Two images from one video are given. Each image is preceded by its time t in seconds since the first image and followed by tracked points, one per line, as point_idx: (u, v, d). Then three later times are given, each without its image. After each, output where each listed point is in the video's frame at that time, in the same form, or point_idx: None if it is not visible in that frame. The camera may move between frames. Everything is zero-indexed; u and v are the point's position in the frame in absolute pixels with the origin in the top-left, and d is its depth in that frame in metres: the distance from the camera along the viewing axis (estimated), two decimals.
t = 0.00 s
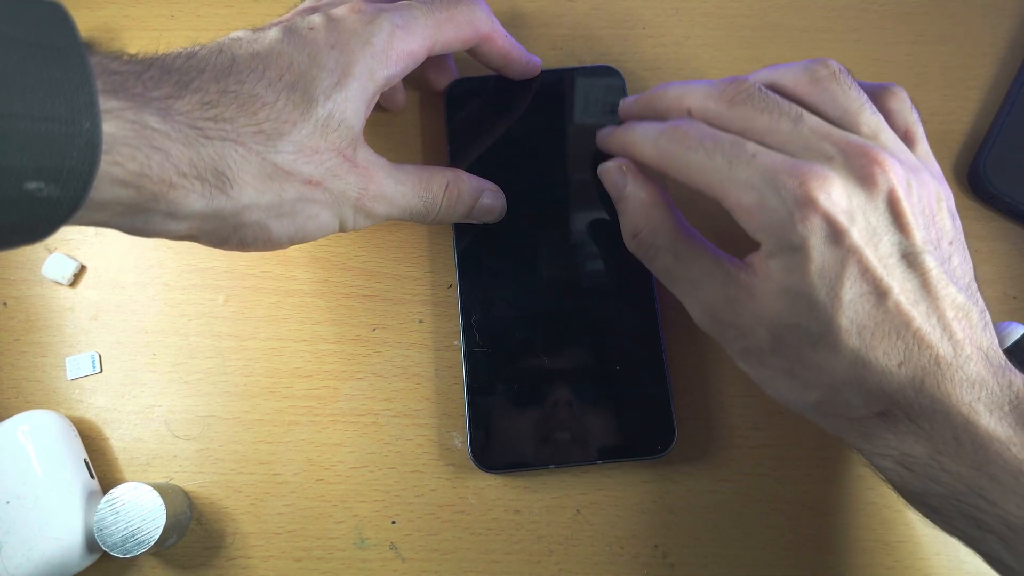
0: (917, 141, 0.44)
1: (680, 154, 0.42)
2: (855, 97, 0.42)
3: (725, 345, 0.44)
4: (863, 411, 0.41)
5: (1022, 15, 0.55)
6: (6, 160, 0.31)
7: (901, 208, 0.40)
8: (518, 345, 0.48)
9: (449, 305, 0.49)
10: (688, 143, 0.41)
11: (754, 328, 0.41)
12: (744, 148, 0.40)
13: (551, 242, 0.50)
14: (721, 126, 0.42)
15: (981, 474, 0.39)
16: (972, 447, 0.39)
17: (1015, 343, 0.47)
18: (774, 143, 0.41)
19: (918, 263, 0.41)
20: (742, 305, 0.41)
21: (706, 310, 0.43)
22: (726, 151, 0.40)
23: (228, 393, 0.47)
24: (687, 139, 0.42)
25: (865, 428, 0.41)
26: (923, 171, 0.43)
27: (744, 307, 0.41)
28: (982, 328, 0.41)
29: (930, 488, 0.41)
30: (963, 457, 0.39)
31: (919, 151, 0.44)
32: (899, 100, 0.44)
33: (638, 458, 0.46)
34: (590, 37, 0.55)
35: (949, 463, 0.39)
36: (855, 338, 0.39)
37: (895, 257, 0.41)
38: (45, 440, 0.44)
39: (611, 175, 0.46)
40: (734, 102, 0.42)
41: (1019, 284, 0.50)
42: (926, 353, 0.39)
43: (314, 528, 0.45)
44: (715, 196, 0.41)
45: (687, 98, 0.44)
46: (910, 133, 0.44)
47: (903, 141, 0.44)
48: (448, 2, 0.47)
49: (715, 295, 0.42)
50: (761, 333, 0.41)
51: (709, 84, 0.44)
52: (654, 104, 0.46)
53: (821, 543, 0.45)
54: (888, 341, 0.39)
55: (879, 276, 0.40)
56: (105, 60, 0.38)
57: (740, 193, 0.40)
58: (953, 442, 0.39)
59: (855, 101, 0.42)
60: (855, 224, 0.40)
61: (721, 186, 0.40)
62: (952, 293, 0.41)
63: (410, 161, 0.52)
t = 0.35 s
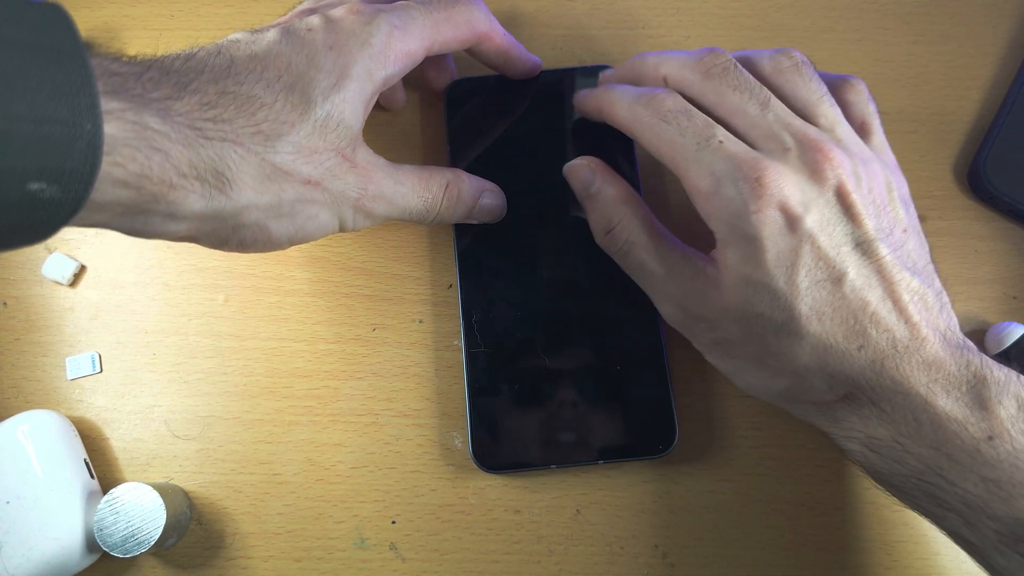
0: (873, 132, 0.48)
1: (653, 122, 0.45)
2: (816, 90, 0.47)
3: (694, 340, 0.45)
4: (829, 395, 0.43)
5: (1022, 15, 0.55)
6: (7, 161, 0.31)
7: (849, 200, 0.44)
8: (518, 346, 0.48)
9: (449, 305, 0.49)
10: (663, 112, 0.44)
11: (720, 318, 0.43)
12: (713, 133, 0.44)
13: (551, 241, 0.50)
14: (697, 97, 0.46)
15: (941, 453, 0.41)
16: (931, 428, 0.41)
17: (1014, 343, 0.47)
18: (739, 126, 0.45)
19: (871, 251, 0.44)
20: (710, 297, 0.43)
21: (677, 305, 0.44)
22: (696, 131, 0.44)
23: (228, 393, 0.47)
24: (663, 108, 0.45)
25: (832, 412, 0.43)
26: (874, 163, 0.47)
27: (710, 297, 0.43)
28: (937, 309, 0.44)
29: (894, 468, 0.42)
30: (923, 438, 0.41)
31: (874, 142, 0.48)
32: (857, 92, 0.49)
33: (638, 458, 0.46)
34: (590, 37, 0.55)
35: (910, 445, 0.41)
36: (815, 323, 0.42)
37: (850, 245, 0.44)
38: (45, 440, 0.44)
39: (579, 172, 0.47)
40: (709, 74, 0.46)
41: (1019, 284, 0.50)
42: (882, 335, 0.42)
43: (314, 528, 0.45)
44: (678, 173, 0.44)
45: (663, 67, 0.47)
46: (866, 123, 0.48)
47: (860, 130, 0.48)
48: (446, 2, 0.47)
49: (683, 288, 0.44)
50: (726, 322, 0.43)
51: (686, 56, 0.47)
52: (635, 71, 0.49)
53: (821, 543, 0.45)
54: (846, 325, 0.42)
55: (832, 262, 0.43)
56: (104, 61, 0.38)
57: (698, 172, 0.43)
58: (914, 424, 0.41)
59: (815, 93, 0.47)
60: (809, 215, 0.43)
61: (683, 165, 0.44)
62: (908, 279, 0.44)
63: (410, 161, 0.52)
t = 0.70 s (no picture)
0: (844, 113, 0.48)
1: (616, 97, 0.45)
2: (782, 68, 0.47)
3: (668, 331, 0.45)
4: (806, 373, 0.43)
5: (1022, 15, 0.55)
6: (13, 153, 0.31)
7: (811, 176, 0.44)
8: (519, 346, 0.48)
9: (449, 305, 0.49)
10: (626, 88, 0.45)
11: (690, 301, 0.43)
12: (675, 112, 0.44)
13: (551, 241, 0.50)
14: (663, 74, 0.46)
15: (923, 430, 0.40)
16: (912, 402, 0.41)
17: (1015, 342, 0.47)
18: (702, 104, 0.45)
19: (839, 226, 0.44)
20: (678, 283, 0.43)
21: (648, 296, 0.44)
22: (659, 108, 0.44)
23: (228, 393, 0.47)
24: (626, 83, 0.45)
25: (812, 393, 0.43)
26: (841, 142, 0.47)
27: (680, 282, 0.43)
28: (913, 282, 0.45)
29: (877, 447, 0.42)
30: (904, 413, 0.41)
31: (844, 122, 0.48)
32: (834, 71, 0.48)
33: (638, 457, 0.46)
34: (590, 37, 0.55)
35: (892, 421, 0.41)
36: (785, 299, 0.42)
37: (817, 221, 0.44)
38: (45, 440, 0.44)
39: (536, 175, 0.44)
40: (676, 51, 0.46)
41: (1019, 284, 0.50)
42: (853, 309, 0.43)
43: (314, 528, 0.45)
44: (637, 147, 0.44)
45: (632, 40, 0.47)
46: (838, 105, 0.48)
47: (829, 111, 0.48)
48: None
49: (655, 279, 0.43)
50: (698, 307, 0.43)
51: (655, 31, 0.47)
52: (604, 41, 0.48)
53: (821, 543, 0.45)
54: (813, 298, 0.42)
55: (798, 237, 0.43)
56: (110, 54, 0.37)
57: (660, 150, 0.43)
58: (893, 397, 0.41)
59: (781, 73, 0.46)
60: (770, 190, 0.43)
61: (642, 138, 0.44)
62: (878, 253, 0.44)
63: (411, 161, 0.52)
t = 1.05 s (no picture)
0: (832, 145, 0.46)
1: (606, 138, 0.45)
2: (767, 103, 0.45)
3: (668, 364, 0.44)
4: (807, 407, 0.42)
5: (1022, 15, 0.55)
6: (13, 158, 0.31)
7: (800, 209, 0.43)
8: (519, 346, 0.48)
9: (449, 305, 0.49)
10: (614, 130, 0.44)
11: (687, 334, 0.42)
12: (661, 150, 0.43)
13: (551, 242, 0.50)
14: (648, 112, 0.45)
15: (929, 464, 0.40)
16: (917, 436, 0.40)
17: (1014, 343, 0.46)
18: (688, 141, 0.44)
19: (833, 256, 0.42)
20: (676, 316, 0.43)
21: (646, 327, 0.43)
22: (645, 149, 0.43)
23: (228, 393, 0.47)
24: (613, 126, 0.44)
25: (813, 425, 0.42)
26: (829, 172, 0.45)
27: (676, 315, 0.42)
28: (912, 312, 0.43)
29: (883, 481, 0.41)
30: (909, 448, 0.40)
31: (832, 154, 0.46)
32: (819, 103, 0.46)
33: (638, 457, 0.46)
34: (590, 37, 0.55)
35: (897, 455, 0.40)
36: (782, 332, 0.41)
37: (810, 252, 0.42)
38: (45, 440, 0.44)
39: (536, 206, 0.45)
40: (660, 88, 0.45)
41: (1020, 285, 0.50)
42: (853, 342, 0.41)
43: (314, 528, 0.45)
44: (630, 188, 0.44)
45: (617, 77, 0.46)
46: (826, 137, 0.46)
47: (818, 142, 0.46)
48: None
49: (651, 310, 0.43)
50: (696, 340, 0.42)
51: (640, 67, 0.46)
52: (590, 79, 0.47)
53: (821, 543, 0.45)
54: (813, 331, 0.41)
55: (792, 268, 0.42)
56: (108, 58, 0.38)
57: (648, 189, 0.43)
58: (897, 430, 0.40)
59: (767, 106, 0.45)
60: (759, 224, 0.42)
61: (633, 180, 0.43)
62: (874, 283, 0.43)
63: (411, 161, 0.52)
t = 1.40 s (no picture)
0: (845, 194, 0.44)
1: (611, 201, 0.42)
2: (778, 157, 0.43)
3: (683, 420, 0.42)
4: (828, 468, 0.40)
5: (1022, 15, 0.55)
6: (13, 161, 0.31)
7: (816, 266, 0.41)
8: (519, 346, 0.48)
9: (449, 305, 0.49)
10: (619, 192, 0.42)
11: (704, 396, 0.40)
12: (668, 212, 0.41)
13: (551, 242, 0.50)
14: (651, 169, 0.43)
15: (954, 531, 0.38)
16: (942, 501, 0.38)
17: (1014, 343, 0.46)
18: (693, 201, 0.42)
19: (850, 314, 0.41)
20: (692, 377, 0.40)
21: (662, 386, 0.41)
22: (653, 212, 0.41)
23: (229, 393, 0.47)
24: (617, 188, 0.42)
25: (834, 486, 0.41)
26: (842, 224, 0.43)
27: (692, 376, 0.40)
28: (933, 368, 0.42)
29: (907, 546, 0.40)
30: (934, 514, 0.38)
31: (846, 205, 0.44)
32: (830, 151, 0.44)
33: (639, 457, 0.46)
34: (590, 37, 0.55)
35: (922, 522, 0.39)
36: (801, 395, 0.39)
37: (826, 310, 0.41)
38: (45, 440, 0.44)
39: (552, 254, 0.43)
40: (664, 148, 0.42)
41: (1020, 285, 0.50)
42: (874, 403, 0.39)
43: (314, 528, 0.45)
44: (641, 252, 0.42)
45: (620, 137, 0.44)
46: (838, 185, 0.44)
47: (830, 192, 0.44)
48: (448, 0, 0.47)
49: (667, 366, 0.41)
50: (713, 403, 0.40)
51: (642, 124, 0.44)
52: (596, 133, 0.46)
53: (821, 544, 0.45)
54: (832, 394, 0.39)
55: (809, 328, 0.40)
56: (108, 60, 0.38)
57: (658, 250, 0.41)
58: (922, 495, 0.39)
59: (778, 159, 0.43)
60: (774, 284, 0.40)
61: (644, 244, 0.41)
62: (893, 339, 0.41)
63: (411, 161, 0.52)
